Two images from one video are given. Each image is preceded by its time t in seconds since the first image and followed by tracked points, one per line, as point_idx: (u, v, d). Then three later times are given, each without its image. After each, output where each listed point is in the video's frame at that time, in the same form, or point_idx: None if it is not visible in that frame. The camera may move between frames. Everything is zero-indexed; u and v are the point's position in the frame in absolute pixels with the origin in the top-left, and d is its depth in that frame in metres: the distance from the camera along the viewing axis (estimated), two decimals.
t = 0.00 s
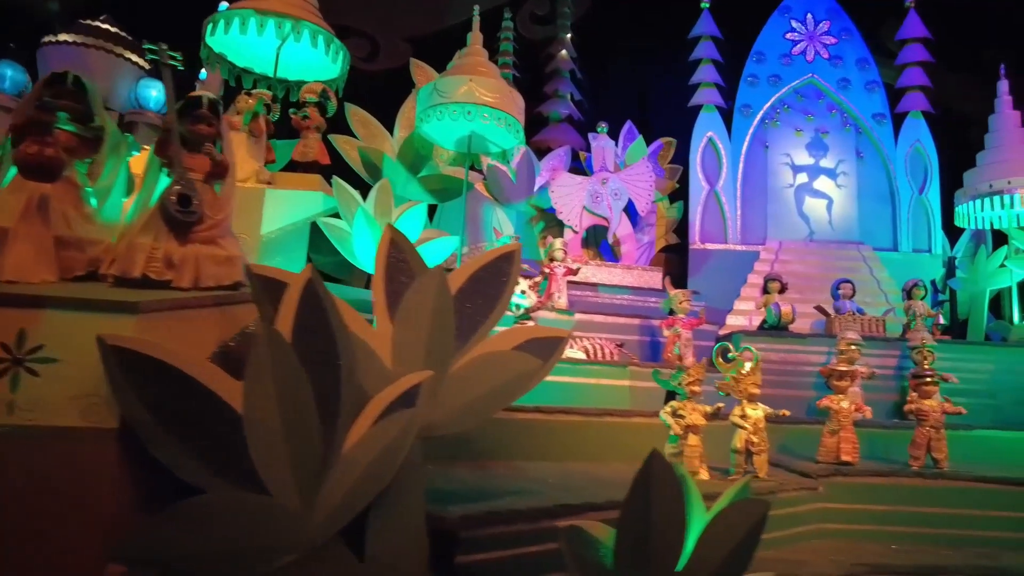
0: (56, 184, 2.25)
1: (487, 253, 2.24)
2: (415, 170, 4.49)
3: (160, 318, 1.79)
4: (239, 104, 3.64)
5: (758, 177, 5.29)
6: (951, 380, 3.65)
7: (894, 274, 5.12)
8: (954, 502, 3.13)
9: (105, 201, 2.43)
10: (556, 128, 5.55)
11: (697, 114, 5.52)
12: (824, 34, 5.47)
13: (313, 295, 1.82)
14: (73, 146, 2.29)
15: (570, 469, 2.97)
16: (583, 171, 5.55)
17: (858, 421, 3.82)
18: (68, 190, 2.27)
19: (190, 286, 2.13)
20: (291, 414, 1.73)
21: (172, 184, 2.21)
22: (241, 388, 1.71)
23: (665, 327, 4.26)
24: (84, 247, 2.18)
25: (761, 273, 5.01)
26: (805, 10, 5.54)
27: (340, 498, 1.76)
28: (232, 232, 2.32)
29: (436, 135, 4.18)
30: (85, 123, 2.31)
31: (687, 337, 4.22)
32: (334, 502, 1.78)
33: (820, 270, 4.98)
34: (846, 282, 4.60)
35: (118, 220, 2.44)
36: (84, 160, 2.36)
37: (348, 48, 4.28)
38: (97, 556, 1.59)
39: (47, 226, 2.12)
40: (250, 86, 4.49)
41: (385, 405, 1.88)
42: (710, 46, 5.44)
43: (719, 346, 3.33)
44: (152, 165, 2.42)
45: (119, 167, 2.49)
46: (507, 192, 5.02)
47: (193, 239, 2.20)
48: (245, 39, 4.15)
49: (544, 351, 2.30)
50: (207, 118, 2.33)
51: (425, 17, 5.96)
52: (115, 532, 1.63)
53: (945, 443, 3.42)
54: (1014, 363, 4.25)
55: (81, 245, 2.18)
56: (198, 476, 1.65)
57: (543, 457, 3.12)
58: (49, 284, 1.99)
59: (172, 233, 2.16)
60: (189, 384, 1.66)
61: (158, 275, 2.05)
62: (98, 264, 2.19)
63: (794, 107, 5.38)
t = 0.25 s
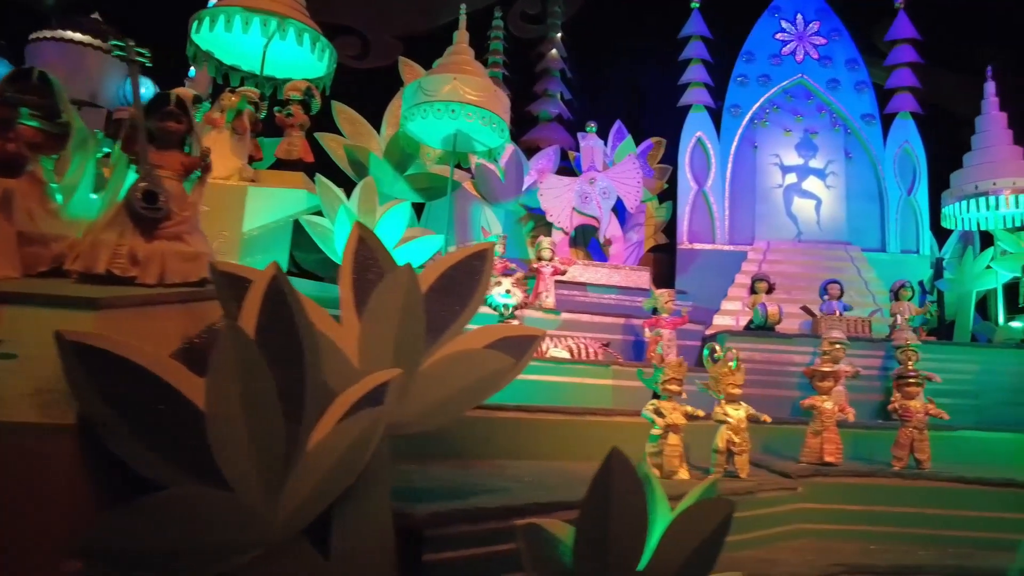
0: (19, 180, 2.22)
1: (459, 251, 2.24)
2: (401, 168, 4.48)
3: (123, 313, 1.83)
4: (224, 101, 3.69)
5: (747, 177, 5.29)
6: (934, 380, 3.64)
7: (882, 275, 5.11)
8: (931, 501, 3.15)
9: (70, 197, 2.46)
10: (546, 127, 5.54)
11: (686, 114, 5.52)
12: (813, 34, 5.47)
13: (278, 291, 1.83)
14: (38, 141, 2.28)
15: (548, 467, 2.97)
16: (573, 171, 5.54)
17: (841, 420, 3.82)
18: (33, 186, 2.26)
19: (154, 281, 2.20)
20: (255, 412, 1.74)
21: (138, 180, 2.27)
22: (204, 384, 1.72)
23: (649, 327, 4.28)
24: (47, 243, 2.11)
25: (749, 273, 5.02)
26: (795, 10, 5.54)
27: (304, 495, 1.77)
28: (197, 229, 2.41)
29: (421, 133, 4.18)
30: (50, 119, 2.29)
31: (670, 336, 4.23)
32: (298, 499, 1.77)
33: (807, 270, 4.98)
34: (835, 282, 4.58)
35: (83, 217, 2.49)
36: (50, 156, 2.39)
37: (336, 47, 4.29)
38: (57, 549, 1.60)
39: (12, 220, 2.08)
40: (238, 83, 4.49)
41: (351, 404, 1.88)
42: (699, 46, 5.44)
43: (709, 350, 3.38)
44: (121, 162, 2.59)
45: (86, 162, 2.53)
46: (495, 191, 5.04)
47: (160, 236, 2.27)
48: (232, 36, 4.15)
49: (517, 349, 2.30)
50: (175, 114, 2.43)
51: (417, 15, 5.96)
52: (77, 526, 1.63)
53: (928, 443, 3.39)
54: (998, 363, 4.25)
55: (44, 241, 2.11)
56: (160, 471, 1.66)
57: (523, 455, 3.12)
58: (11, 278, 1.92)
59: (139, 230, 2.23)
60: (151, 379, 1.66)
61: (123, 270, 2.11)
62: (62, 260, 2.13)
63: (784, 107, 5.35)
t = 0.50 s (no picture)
0: None
1: (433, 250, 2.23)
2: (388, 167, 4.49)
3: (84, 310, 1.82)
4: (206, 100, 3.69)
5: (735, 177, 5.29)
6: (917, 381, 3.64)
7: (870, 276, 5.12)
8: (911, 502, 3.13)
9: (36, 194, 2.45)
10: (535, 127, 5.54)
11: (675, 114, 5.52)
12: (803, 35, 5.46)
13: (243, 289, 1.84)
14: (5, 138, 2.41)
15: (526, 466, 2.96)
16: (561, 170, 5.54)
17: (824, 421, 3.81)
18: None
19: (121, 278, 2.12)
20: (219, 409, 1.74)
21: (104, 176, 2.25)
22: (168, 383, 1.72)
23: (632, 327, 4.29)
24: (11, 240, 2.12)
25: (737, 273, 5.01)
26: (785, 11, 5.54)
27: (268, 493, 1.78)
28: (166, 227, 2.39)
29: (407, 132, 4.18)
30: (16, 116, 2.42)
31: (654, 336, 4.24)
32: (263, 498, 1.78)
33: (795, 270, 4.97)
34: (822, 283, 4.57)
35: (51, 214, 2.44)
36: (16, 153, 2.46)
37: (323, 46, 4.29)
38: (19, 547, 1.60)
39: None
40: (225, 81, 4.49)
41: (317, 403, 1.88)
42: (689, 46, 5.44)
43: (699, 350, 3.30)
44: (88, 159, 2.54)
45: (54, 158, 2.54)
46: (484, 190, 5.09)
47: (126, 233, 2.24)
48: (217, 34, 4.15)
49: (490, 349, 2.29)
50: (144, 112, 2.44)
51: (407, 14, 5.95)
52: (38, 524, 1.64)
53: (910, 443, 3.39)
54: (982, 365, 4.27)
55: (7, 238, 2.13)
56: (122, 470, 1.66)
57: (502, 454, 3.12)
58: None
59: (105, 228, 2.22)
60: (114, 377, 1.66)
61: (86, 268, 2.09)
62: (26, 257, 2.12)
63: (772, 107, 5.36)
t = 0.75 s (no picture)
0: None
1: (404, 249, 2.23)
2: (373, 166, 4.50)
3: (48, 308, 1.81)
4: (190, 98, 3.70)
5: (723, 178, 5.30)
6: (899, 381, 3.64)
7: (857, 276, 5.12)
8: (891, 502, 3.12)
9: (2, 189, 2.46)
10: (525, 127, 5.54)
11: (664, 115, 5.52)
12: (792, 35, 5.46)
13: (210, 286, 1.84)
14: None
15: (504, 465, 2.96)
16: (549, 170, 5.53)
17: (806, 421, 3.81)
18: None
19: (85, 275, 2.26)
20: (184, 406, 1.75)
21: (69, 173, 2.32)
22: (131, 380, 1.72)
23: (618, 327, 4.26)
24: None
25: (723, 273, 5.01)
26: (774, 11, 5.54)
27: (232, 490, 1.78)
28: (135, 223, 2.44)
29: (392, 131, 4.17)
30: None
31: (639, 336, 4.24)
32: (227, 496, 1.78)
33: (782, 270, 4.97)
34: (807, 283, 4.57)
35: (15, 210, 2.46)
36: None
37: (309, 45, 4.30)
38: None
39: None
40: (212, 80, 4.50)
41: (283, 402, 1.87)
42: (678, 46, 5.44)
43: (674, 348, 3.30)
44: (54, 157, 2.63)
45: (17, 156, 2.48)
46: (471, 189, 5.04)
47: (92, 231, 2.33)
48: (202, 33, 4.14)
49: (463, 347, 2.28)
50: (112, 110, 2.36)
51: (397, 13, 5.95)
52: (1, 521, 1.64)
53: (890, 443, 3.39)
54: (966, 365, 4.27)
55: None
56: (84, 467, 1.66)
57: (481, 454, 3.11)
58: None
59: (70, 226, 2.30)
60: (76, 375, 1.67)
61: (51, 264, 2.21)
62: None
63: (760, 108, 5.36)
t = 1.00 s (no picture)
0: None
1: (376, 247, 2.24)
2: (360, 165, 4.48)
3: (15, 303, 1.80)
4: (171, 96, 3.66)
5: (710, 177, 5.30)
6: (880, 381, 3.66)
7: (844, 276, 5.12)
8: (870, 501, 3.12)
9: None
10: (513, 126, 5.54)
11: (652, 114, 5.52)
12: (780, 35, 5.46)
13: (174, 282, 1.85)
14: None
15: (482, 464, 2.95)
16: (537, 169, 5.53)
17: (789, 421, 3.80)
18: None
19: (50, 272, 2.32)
20: (148, 404, 1.74)
21: (32, 169, 2.32)
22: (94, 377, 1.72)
23: (606, 326, 4.23)
24: None
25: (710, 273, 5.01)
26: (762, 11, 5.53)
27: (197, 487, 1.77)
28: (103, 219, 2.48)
29: (377, 129, 4.17)
30: None
31: (628, 335, 4.20)
32: (192, 494, 1.77)
33: (771, 269, 4.98)
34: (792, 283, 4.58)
35: None
36: None
37: (294, 44, 4.29)
38: None
39: None
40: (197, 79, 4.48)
41: (249, 400, 1.86)
42: (666, 46, 5.43)
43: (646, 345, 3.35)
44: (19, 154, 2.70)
45: None
46: (457, 187, 5.06)
47: (57, 227, 2.34)
48: (187, 31, 4.12)
49: (435, 345, 2.27)
50: (77, 106, 2.29)
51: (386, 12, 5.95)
52: None
53: (870, 443, 3.40)
54: (951, 365, 4.27)
55: None
56: (45, 465, 1.65)
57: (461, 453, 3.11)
58: None
59: (34, 222, 2.31)
60: (37, 370, 1.66)
61: (12, 261, 2.25)
62: None
63: (749, 107, 5.37)
